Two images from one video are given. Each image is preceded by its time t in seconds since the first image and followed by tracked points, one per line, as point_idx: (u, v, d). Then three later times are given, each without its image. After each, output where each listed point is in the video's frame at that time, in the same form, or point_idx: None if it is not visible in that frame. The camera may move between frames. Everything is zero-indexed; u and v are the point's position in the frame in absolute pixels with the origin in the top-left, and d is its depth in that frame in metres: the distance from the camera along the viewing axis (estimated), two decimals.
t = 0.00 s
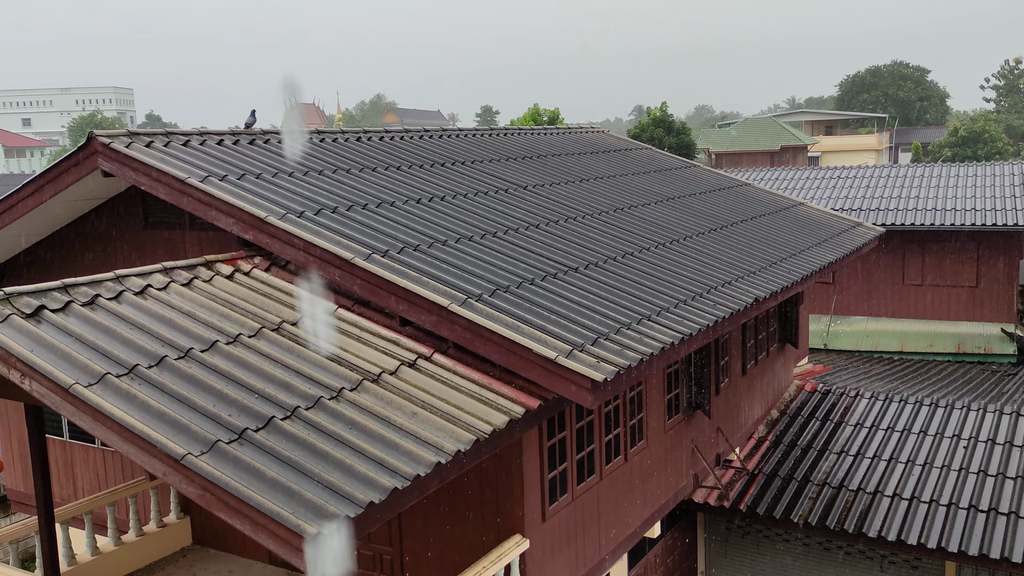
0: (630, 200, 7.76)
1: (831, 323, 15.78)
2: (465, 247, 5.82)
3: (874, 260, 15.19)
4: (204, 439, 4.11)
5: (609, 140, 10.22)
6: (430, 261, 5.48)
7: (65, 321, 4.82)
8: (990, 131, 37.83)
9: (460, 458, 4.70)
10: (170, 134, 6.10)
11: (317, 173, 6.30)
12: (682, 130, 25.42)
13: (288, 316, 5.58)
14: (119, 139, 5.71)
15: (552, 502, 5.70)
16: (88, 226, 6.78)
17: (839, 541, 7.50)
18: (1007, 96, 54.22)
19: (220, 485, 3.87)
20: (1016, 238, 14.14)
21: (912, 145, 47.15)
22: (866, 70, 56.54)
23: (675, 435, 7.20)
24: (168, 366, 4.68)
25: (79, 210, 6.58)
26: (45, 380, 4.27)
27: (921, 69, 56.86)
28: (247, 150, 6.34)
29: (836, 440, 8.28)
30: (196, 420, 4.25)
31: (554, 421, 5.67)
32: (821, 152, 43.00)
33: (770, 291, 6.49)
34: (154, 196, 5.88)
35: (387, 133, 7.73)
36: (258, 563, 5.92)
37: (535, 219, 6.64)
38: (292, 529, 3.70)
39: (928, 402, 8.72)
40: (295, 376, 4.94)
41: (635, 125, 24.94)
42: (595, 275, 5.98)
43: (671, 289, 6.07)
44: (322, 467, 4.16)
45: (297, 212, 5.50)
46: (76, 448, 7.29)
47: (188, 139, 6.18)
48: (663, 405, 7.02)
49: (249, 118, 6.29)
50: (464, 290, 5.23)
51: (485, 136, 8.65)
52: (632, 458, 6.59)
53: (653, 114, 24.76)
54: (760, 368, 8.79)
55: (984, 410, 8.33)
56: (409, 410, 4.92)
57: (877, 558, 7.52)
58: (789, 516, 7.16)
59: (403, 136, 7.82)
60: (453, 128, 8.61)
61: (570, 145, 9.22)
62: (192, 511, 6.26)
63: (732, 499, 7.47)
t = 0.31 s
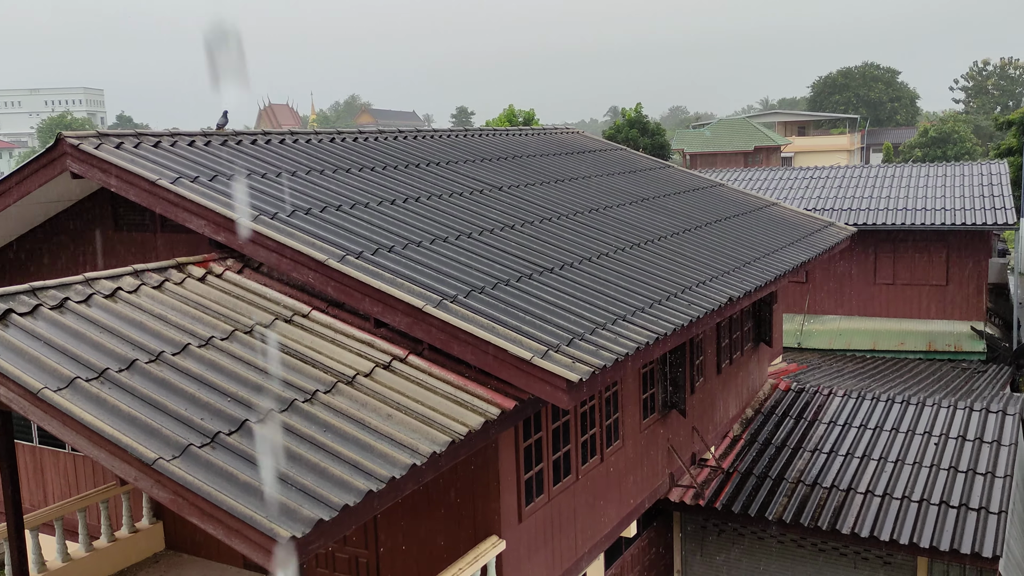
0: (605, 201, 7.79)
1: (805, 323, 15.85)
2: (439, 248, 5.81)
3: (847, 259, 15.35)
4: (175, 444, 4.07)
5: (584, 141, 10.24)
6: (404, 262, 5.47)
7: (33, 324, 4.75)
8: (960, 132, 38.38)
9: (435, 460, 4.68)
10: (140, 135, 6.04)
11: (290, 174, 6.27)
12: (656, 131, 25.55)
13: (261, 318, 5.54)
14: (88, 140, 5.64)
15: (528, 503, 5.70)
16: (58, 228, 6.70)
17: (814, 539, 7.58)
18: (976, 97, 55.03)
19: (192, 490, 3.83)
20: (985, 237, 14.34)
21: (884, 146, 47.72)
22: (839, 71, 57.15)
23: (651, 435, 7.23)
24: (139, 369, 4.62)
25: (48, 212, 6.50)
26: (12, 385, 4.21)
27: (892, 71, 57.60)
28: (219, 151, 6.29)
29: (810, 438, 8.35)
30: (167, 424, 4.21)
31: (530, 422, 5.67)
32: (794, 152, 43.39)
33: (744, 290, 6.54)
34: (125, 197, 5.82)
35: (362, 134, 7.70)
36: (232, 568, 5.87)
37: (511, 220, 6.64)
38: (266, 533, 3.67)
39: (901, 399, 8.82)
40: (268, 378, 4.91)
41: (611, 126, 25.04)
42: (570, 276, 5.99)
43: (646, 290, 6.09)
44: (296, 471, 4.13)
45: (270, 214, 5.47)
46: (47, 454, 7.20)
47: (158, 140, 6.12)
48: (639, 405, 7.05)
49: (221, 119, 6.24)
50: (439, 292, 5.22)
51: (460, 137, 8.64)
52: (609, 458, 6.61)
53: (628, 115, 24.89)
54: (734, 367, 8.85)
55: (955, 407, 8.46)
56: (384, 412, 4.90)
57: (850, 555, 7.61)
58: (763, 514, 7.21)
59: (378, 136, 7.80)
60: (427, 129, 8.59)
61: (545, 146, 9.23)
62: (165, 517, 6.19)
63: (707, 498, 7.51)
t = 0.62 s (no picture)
0: (578, 201, 7.81)
1: (775, 322, 16.00)
2: (411, 250, 5.79)
3: (817, 259, 15.52)
4: (144, 449, 4.02)
5: (556, 142, 10.26)
6: (377, 263, 5.44)
7: None
8: (927, 132, 38.92)
9: (408, 462, 4.66)
10: (107, 137, 5.96)
11: (260, 176, 6.22)
12: (627, 131, 25.64)
13: (230, 321, 5.49)
14: (53, 141, 5.57)
15: (502, 504, 5.70)
16: (22, 231, 6.59)
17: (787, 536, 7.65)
18: (943, 97, 55.86)
19: (162, 495, 3.79)
20: (953, 235, 14.52)
21: (853, 146, 48.32)
22: (809, 72, 57.76)
23: (624, 434, 7.26)
24: (107, 374, 4.56)
25: (13, 215, 6.39)
26: None
27: (861, 72, 58.36)
28: (188, 152, 6.23)
29: (781, 436, 8.42)
30: (135, 429, 4.15)
31: (503, 423, 5.67)
32: (765, 152, 43.74)
33: (716, 290, 6.59)
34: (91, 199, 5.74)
35: (332, 135, 7.66)
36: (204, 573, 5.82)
37: (483, 221, 6.64)
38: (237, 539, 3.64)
39: (871, 396, 8.93)
40: (239, 382, 4.86)
41: (583, 127, 25.13)
42: (542, 276, 6.00)
43: (618, 290, 6.11)
44: (267, 475, 4.09)
45: (239, 216, 5.42)
46: (12, 462, 7.08)
47: (125, 142, 6.05)
48: (612, 404, 7.08)
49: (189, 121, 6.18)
50: (412, 293, 5.20)
51: (432, 137, 8.63)
52: (582, 458, 6.63)
53: (599, 116, 24.99)
54: (707, 366, 8.91)
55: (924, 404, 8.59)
56: (356, 415, 4.87)
57: (820, 551, 7.72)
58: (736, 511, 7.27)
59: (349, 138, 7.77)
60: (399, 130, 8.57)
61: (517, 147, 9.24)
62: (135, 523, 6.12)
63: (681, 496, 7.56)
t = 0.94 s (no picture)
0: (554, 202, 7.82)
1: (751, 320, 16.19)
2: (387, 251, 5.77)
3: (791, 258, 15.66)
4: (116, 454, 3.97)
5: (531, 142, 10.27)
6: (352, 265, 5.42)
7: None
8: (897, 131, 39.39)
9: (385, 464, 4.64)
10: (77, 138, 5.89)
11: (234, 177, 6.17)
12: (602, 132, 25.76)
13: (204, 324, 5.44)
14: (22, 143, 5.49)
15: (479, 505, 5.69)
16: None
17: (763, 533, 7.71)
18: (914, 97, 56.58)
19: (134, 500, 3.75)
20: (924, 233, 14.68)
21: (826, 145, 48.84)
22: (784, 72, 58.31)
23: (601, 434, 7.28)
24: (78, 378, 4.50)
25: None
26: None
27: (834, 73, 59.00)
28: (160, 154, 6.17)
29: (757, 434, 8.48)
30: (107, 433, 4.10)
31: (480, 424, 5.66)
32: (738, 152, 44.05)
33: (691, 289, 6.62)
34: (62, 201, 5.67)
35: (307, 136, 7.62)
36: None
37: (459, 222, 6.63)
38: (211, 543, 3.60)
39: (845, 394, 9.02)
40: (212, 385, 4.81)
41: (559, 127, 25.21)
42: (519, 277, 6.00)
43: (594, 290, 6.13)
44: (241, 478, 4.05)
45: (212, 218, 5.37)
46: None
47: (96, 143, 5.98)
48: (589, 404, 7.10)
49: (161, 122, 6.12)
50: (387, 294, 5.17)
51: (407, 138, 8.61)
52: (559, 458, 6.64)
53: (575, 116, 25.10)
54: (683, 365, 8.96)
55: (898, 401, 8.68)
56: (331, 417, 4.84)
57: (797, 547, 7.76)
58: (713, 509, 7.32)
59: (323, 138, 7.73)
60: (374, 131, 8.54)
61: (492, 147, 9.24)
62: (108, 528, 6.05)
63: (658, 495, 7.60)
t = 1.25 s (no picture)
0: (530, 202, 7.83)
1: (727, 320, 16.29)
2: (362, 252, 5.75)
3: (766, 258, 15.79)
4: (87, 458, 3.92)
5: (508, 143, 10.27)
6: (327, 266, 5.38)
7: None
8: (870, 132, 39.88)
9: (361, 467, 4.62)
10: (48, 139, 5.81)
11: (207, 178, 6.12)
12: (578, 133, 25.85)
13: (177, 327, 5.39)
14: None
15: (456, 506, 5.68)
16: None
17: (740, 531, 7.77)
18: (886, 97, 57.29)
19: (106, 506, 3.70)
20: (897, 232, 14.86)
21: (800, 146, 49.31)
22: (759, 73, 58.81)
23: (578, 434, 7.30)
24: (48, 383, 4.44)
25: None
26: None
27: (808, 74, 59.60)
28: (131, 155, 6.10)
29: (733, 432, 8.54)
30: (79, 438, 4.05)
31: (457, 425, 5.65)
32: (713, 152, 44.33)
33: (667, 289, 6.65)
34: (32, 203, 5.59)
35: (281, 138, 7.57)
36: None
37: (435, 223, 6.62)
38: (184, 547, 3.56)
39: (821, 391, 9.09)
40: (186, 389, 4.76)
41: (535, 128, 25.26)
42: (495, 278, 5.99)
43: (570, 290, 6.14)
44: (216, 482, 4.01)
45: (185, 219, 5.32)
46: None
47: (66, 145, 5.90)
48: (566, 404, 7.11)
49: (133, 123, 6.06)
50: (363, 295, 5.15)
51: (383, 139, 8.59)
52: (537, 458, 6.65)
53: (551, 117, 25.17)
54: (659, 364, 9.00)
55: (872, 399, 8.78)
56: (307, 419, 4.81)
57: (772, 545, 7.83)
58: (689, 508, 7.36)
59: (297, 139, 7.69)
60: (349, 132, 8.51)
61: (468, 148, 9.24)
62: (80, 534, 5.96)
63: (635, 494, 7.63)
